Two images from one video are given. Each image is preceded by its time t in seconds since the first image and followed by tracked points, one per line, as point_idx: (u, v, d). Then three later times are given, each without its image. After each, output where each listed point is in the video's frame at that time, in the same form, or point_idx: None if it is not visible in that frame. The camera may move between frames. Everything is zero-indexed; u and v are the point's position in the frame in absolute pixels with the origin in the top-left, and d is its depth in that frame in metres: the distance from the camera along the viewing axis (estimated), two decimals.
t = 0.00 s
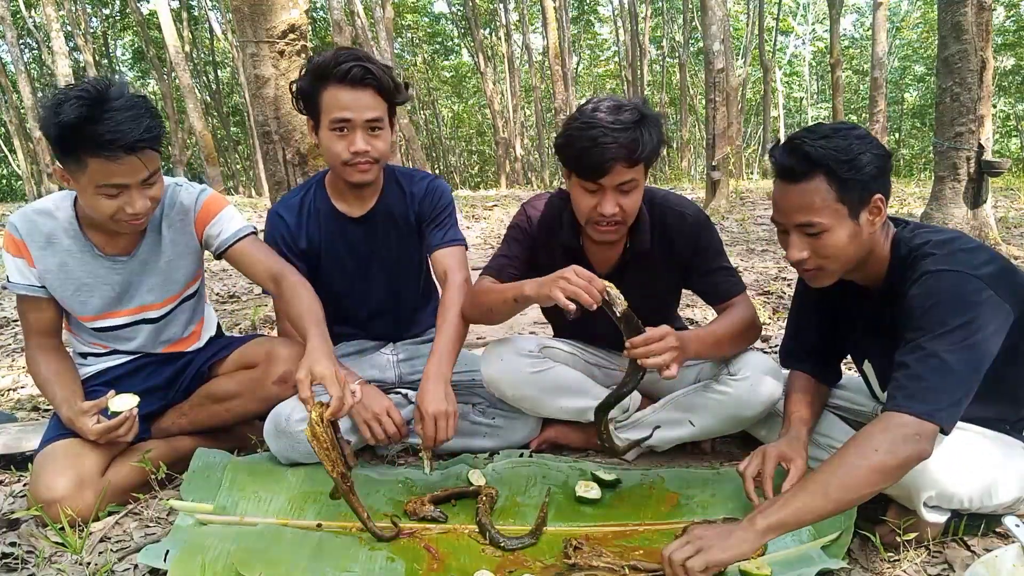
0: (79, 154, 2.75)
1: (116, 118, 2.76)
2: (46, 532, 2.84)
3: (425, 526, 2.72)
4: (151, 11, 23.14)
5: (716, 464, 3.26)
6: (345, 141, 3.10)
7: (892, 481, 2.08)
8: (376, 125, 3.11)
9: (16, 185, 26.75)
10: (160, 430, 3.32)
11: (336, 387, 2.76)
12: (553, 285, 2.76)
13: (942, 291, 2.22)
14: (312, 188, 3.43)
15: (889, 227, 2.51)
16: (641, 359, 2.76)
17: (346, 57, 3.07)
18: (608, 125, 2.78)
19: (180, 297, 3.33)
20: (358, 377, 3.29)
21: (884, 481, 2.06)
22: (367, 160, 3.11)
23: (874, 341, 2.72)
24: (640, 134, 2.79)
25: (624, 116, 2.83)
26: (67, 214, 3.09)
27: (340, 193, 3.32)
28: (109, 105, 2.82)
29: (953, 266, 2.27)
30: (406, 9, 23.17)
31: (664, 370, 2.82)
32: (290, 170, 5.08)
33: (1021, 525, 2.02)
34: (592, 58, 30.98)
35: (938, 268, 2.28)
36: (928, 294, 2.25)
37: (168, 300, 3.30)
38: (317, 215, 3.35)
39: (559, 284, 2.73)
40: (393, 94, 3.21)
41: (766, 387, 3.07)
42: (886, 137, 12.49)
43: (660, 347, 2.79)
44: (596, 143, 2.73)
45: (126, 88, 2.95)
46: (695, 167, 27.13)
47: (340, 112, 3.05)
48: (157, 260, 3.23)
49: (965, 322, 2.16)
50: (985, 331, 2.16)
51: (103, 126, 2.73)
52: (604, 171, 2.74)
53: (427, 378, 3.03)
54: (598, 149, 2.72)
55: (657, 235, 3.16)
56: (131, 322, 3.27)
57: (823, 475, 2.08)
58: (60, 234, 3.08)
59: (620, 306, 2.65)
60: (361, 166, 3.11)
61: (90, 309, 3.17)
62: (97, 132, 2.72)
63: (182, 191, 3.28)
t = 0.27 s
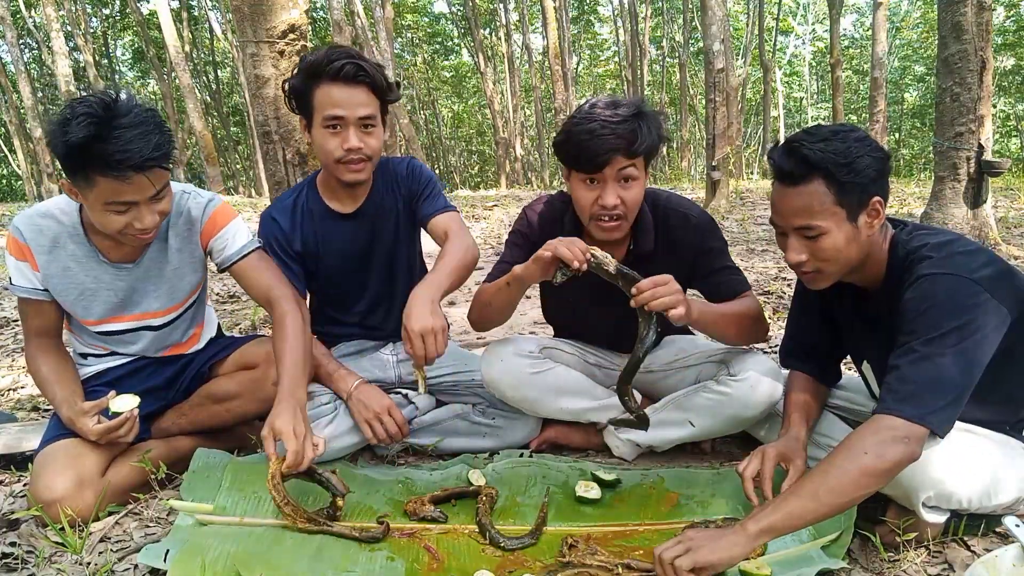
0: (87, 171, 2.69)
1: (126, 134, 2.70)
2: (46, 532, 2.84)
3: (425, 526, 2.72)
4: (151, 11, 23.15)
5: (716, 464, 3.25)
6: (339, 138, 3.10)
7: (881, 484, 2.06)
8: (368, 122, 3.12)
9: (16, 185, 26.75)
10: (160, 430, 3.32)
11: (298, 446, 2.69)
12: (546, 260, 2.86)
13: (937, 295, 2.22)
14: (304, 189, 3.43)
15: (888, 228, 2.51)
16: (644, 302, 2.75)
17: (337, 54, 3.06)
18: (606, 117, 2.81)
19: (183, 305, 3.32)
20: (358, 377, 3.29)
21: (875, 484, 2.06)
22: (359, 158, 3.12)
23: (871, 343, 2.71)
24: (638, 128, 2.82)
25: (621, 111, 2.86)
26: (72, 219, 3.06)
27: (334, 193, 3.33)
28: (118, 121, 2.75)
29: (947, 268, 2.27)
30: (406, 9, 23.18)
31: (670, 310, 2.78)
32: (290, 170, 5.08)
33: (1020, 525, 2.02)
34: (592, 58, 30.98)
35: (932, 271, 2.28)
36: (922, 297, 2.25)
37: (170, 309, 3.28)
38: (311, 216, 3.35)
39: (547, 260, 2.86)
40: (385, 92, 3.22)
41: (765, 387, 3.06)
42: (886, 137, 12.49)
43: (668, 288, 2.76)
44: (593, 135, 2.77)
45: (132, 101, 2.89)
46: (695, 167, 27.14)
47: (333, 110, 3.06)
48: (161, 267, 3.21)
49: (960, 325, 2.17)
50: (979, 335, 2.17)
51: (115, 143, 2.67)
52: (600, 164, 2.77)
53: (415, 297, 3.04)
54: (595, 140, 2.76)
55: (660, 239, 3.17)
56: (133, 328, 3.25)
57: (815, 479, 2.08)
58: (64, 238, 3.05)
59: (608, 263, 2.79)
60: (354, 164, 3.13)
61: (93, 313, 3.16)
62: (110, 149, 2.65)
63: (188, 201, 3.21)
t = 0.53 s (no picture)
0: (90, 190, 2.66)
1: (131, 151, 2.66)
2: (46, 532, 2.84)
3: (425, 526, 2.72)
4: (151, 11, 23.15)
5: (716, 464, 3.25)
6: (332, 136, 3.10)
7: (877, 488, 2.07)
8: (363, 120, 3.12)
9: (16, 185, 26.75)
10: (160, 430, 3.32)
11: (264, 477, 2.75)
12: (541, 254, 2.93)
13: (939, 294, 2.22)
14: (300, 191, 3.44)
15: (887, 228, 2.51)
16: (654, 261, 2.78)
17: (332, 51, 3.08)
18: (597, 122, 2.82)
19: (185, 308, 3.31)
20: (359, 376, 3.31)
21: (875, 484, 2.07)
22: (354, 156, 3.12)
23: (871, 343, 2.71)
24: (630, 131, 2.82)
25: (612, 115, 2.86)
26: (74, 223, 3.04)
27: (331, 193, 3.34)
28: (121, 137, 2.70)
29: (947, 268, 2.27)
30: (406, 9, 23.18)
31: (680, 265, 2.80)
32: (290, 170, 5.07)
33: (1020, 525, 2.02)
34: (592, 58, 30.98)
35: (931, 271, 2.28)
36: (922, 296, 2.24)
37: (173, 312, 3.28)
38: (309, 218, 3.35)
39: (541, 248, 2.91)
40: (380, 91, 3.22)
41: (765, 386, 3.06)
42: (886, 137, 12.49)
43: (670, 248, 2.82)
44: (584, 141, 2.77)
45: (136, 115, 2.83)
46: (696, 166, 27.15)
47: (327, 108, 3.06)
48: (163, 271, 3.19)
49: (962, 324, 2.17)
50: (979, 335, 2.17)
51: (120, 162, 2.63)
52: (593, 168, 2.77)
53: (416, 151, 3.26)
54: (586, 146, 2.76)
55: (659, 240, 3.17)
56: (136, 330, 3.25)
57: (816, 479, 2.09)
58: (67, 243, 3.03)
59: (603, 242, 2.85)
60: (348, 162, 3.12)
61: (96, 316, 3.15)
62: (115, 168, 2.62)
63: (188, 203, 3.17)
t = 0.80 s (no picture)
0: (83, 209, 2.64)
1: (122, 171, 2.61)
2: (47, 532, 2.84)
3: (425, 526, 2.72)
4: (151, 11, 23.15)
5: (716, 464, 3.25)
6: (332, 137, 3.10)
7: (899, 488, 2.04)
8: (362, 120, 3.12)
9: (16, 185, 26.76)
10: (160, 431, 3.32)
11: (298, 460, 2.69)
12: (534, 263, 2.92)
13: (948, 291, 2.21)
14: (301, 191, 3.44)
15: (888, 226, 2.51)
16: (648, 256, 2.77)
17: (329, 53, 3.09)
18: (587, 130, 2.82)
19: (186, 311, 3.30)
20: (359, 376, 3.31)
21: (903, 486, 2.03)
22: (354, 156, 3.12)
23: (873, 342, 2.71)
24: (622, 138, 2.82)
25: (604, 122, 2.86)
26: (72, 231, 3.01)
27: (333, 193, 3.34)
28: (111, 156, 2.64)
29: (952, 264, 2.27)
30: (406, 9, 23.18)
31: (674, 262, 2.80)
32: (290, 170, 5.08)
33: (1020, 525, 2.02)
34: (592, 58, 30.99)
35: (937, 267, 2.29)
36: (932, 292, 2.24)
37: (172, 313, 3.26)
38: (310, 217, 3.36)
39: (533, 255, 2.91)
40: (378, 91, 3.22)
41: (766, 386, 3.07)
42: (886, 137, 12.49)
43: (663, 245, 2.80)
44: (575, 149, 2.76)
45: (127, 129, 2.76)
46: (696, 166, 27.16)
47: (326, 109, 3.07)
48: (163, 275, 3.17)
49: (973, 321, 2.16)
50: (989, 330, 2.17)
51: (110, 183, 2.58)
52: (585, 175, 2.76)
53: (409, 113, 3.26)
54: (577, 153, 2.75)
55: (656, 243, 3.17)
56: (136, 331, 3.25)
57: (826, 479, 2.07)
58: (65, 250, 3.02)
59: (596, 246, 2.85)
60: (348, 163, 3.13)
61: (95, 320, 3.15)
62: (106, 189, 2.58)
63: (189, 208, 3.15)
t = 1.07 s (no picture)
0: (78, 226, 2.60)
1: (116, 185, 2.55)
2: (47, 532, 2.84)
3: (425, 526, 2.72)
4: (151, 11, 23.14)
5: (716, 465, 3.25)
6: (337, 135, 3.10)
7: (916, 491, 2.06)
8: (366, 117, 3.12)
9: (16, 185, 26.75)
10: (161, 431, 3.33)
11: (297, 477, 2.80)
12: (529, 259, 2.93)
13: (966, 298, 2.19)
14: (303, 192, 3.42)
15: (898, 228, 2.48)
16: (640, 244, 2.79)
17: (327, 51, 3.08)
18: (579, 138, 2.81)
19: (187, 313, 3.30)
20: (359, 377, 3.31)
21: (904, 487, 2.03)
22: (358, 154, 3.12)
23: (880, 343, 2.71)
24: (614, 146, 2.81)
25: (596, 130, 2.86)
26: (70, 241, 2.97)
27: (337, 194, 3.33)
28: (107, 171, 2.58)
29: (973, 268, 2.25)
30: (406, 9, 23.18)
31: (665, 247, 2.81)
32: (290, 170, 5.08)
33: (1021, 525, 2.02)
34: (592, 58, 30.99)
35: (955, 271, 2.26)
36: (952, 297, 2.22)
37: (174, 315, 3.26)
38: (313, 218, 3.35)
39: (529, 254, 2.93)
40: (378, 88, 3.22)
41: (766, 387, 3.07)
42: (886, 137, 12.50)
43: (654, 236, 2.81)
44: (566, 157, 2.76)
45: (122, 142, 2.70)
46: (696, 166, 27.18)
47: (329, 108, 3.06)
48: (165, 279, 3.15)
49: (990, 327, 2.15)
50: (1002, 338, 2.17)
51: (104, 199, 2.53)
52: (577, 184, 2.75)
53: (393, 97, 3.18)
54: (569, 162, 2.74)
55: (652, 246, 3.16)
56: (138, 334, 3.25)
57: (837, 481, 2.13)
58: (65, 259, 2.99)
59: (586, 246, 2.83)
60: (354, 161, 3.13)
61: (97, 326, 3.14)
62: (101, 205, 2.53)
63: (188, 209, 3.12)
